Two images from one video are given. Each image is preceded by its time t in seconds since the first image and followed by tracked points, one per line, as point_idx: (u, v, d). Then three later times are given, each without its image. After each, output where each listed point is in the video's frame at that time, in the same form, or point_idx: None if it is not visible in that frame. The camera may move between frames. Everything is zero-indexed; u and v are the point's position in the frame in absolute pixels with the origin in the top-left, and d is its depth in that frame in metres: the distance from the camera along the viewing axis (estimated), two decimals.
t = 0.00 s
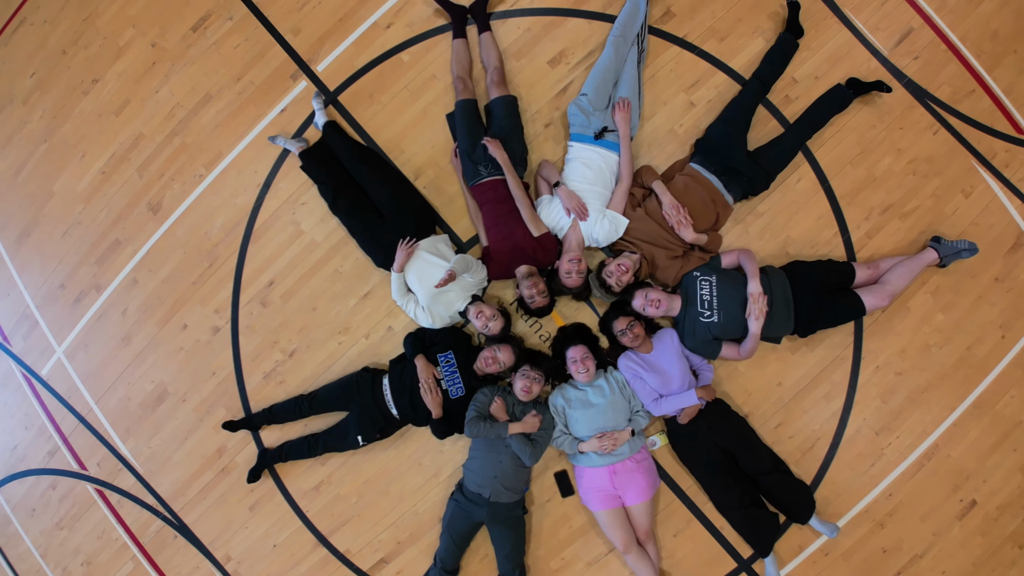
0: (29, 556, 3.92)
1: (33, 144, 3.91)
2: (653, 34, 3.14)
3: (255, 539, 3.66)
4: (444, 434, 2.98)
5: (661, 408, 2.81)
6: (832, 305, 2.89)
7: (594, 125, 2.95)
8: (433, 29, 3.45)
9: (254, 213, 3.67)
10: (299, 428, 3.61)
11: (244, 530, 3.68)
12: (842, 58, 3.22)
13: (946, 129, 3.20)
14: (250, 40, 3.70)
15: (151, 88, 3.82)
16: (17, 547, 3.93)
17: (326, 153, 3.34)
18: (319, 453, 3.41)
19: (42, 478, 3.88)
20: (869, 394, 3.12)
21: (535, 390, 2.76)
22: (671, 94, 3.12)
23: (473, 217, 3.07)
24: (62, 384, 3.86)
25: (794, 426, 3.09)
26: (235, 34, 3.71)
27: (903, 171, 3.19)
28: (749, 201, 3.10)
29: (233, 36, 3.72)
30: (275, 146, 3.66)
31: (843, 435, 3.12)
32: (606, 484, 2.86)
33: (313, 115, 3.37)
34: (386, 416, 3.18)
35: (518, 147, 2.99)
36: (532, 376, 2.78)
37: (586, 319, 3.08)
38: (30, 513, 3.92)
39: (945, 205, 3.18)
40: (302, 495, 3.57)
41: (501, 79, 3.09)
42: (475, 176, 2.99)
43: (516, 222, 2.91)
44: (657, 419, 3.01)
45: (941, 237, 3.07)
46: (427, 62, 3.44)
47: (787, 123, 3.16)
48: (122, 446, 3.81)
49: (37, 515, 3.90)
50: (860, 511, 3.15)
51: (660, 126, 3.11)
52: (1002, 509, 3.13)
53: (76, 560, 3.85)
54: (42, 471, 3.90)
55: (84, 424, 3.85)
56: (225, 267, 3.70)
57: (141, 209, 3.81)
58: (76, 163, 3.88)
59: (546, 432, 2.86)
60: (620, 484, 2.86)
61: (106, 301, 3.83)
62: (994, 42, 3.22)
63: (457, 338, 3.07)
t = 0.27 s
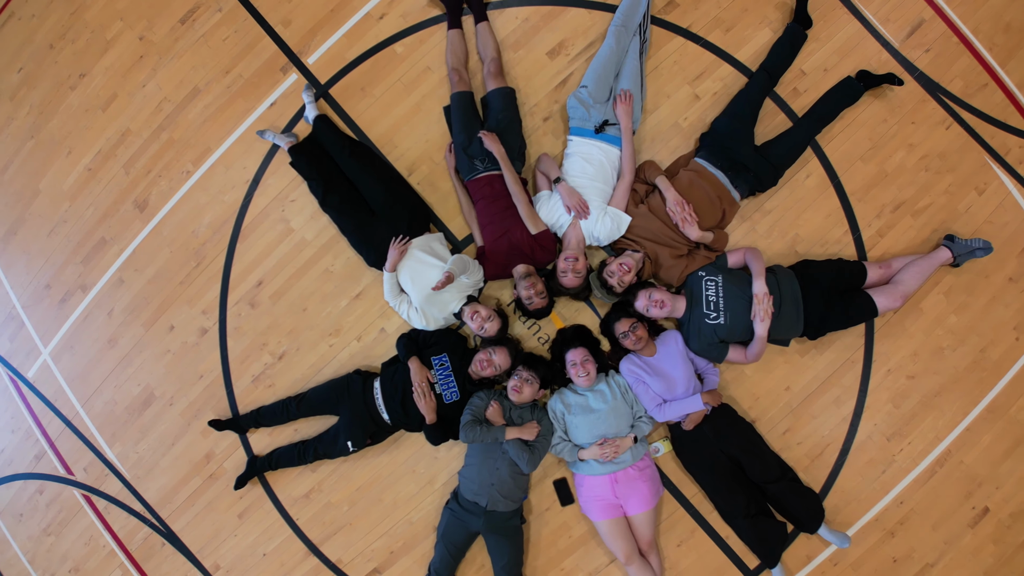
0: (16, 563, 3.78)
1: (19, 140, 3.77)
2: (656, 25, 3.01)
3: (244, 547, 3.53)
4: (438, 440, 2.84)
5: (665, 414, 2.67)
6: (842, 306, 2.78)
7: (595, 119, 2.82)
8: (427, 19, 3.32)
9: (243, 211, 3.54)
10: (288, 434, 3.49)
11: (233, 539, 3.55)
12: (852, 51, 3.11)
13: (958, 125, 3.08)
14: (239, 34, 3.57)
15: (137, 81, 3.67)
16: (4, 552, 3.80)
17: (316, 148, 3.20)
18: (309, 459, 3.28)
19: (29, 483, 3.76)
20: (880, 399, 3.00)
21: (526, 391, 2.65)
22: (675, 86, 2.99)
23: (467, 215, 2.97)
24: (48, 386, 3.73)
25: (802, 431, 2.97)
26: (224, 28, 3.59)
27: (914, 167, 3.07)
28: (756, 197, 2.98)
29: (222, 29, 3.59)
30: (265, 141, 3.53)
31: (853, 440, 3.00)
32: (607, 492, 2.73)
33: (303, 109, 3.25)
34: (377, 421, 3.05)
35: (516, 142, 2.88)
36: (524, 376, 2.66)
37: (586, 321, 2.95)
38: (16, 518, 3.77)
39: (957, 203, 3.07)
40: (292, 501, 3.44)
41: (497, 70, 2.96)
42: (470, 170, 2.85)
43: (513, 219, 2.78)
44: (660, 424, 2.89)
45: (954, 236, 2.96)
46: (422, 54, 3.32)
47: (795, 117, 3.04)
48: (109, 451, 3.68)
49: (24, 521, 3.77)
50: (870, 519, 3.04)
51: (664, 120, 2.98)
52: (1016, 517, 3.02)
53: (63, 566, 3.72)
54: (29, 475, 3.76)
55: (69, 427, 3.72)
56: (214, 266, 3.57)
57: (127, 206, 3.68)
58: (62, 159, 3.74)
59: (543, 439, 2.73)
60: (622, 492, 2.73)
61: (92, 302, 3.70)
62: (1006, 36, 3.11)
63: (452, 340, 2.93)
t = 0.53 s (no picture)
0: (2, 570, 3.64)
1: (5, 137, 3.64)
2: (659, 14, 2.88)
3: (232, 556, 3.40)
4: (432, 448, 2.71)
5: (669, 420, 2.55)
6: (854, 306, 2.66)
7: (596, 111, 2.70)
8: (421, 9, 3.20)
9: (231, 208, 3.41)
10: (278, 439, 3.36)
11: (221, 547, 3.42)
12: (862, 43, 2.99)
13: (972, 119, 2.96)
14: (227, 25, 3.45)
15: (123, 74, 3.54)
16: None
17: (305, 142, 3.07)
18: (298, 467, 3.15)
19: (15, 487, 3.62)
20: (891, 404, 2.89)
21: (523, 396, 2.53)
22: (679, 77, 2.87)
23: (461, 213, 2.84)
24: (34, 390, 3.60)
25: (811, 437, 2.85)
26: (212, 20, 3.46)
27: (926, 163, 2.96)
28: (762, 194, 2.86)
29: (210, 20, 3.46)
30: (253, 135, 3.40)
31: (864, 446, 2.88)
32: (608, 502, 2.60)
33: (292, 102, 3.12)
34: (368, 427, 2.92)
35: (513, 136, 2.75)
36: (521, 381, 2.54)
37: (586, 323, 2.82)
38: (3, 523, 3.64)
39: (971, 201, 2.95)
40: (281, 509, 3.31)
41: (493, 61, 2.84)
42: (466, 165, 2.72)
43: (510, 216, 2.65)
44: (664, 431, 2.76)
45: (969, 234, 2.84)
46: (416, 45, 3.18)
47: (804, 111, 2.92)
48: (95, 456, 3.55)
49: (11, 527, 3.63)
50: (881, 528, 2.92)
51: (667, 113, 2.85)
52: None
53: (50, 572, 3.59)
54: (15, 480, 3.62)
55: (54, 431, 3.59)
56: (201, 266, 3.44)
57: (113, 204, 3.54)
58: (48, 156, 3.61)
59: (542, 446, 2.60)
60: (624, 502, 2.59)
61: (77, 302, 3.57)
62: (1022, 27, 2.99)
63: (446, 343, 2.81)
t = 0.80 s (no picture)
0: None
1: None
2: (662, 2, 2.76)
3: (219, 566, 3.27)
4: (426, 455, 2.59)
5: (674, 427, 2.42)
6: (866, 308, 2.54)
7: (596, 103, 2.56)
8: None
9: (218, 205, 3.29)
10: (266, 445, 3.23)
11: (208, 556, 3.30)
12: (873, 34, 2.87)
13: (986, 113, 2.85)
14: (215, 16, 3.32)
15: (108, 67, 3.41)
16: None
17: (293, 136, 2.94)
18: (287, 474, 3.03)
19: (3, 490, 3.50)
20: (904, 408, 2.77)
21: (519, 401, 2.42)
22: (683, 68, 2.75)
23: (456, 209, 2.71)
24: (19, 392, 3.47)
25: (821, 443, 2.74)
26: (199, 10, 3.34)
27: (939, 159, 2.84)
28: (770, 190, 2.74)
29: (197, 12, 3.34)
30: (240, 130, 3.27)
31: (875, 453, 2.77)
32: (609, 512, 2.47)
33: (281, 95, 2.99)
34: (359, 432, 2.80)
35: (510, 129, 2.63)
36: (518, 384, 2.43)
37: (587, 324, 2.69)
38: None
39: (985, 198, 2.84)
40: (270, 517, 3.19)
41: (490, 52, 2.71)
42: (462, 160, 2.61)
43: (507, 213, 2.53)
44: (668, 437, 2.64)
45: (984, 232, 2.72)
46: (409, 35, 3.05)
47: (813, 104, 2.81)
48: (80, 461, 3.42)
49: None
50: (892, 537, 2.80)
51: (671, 105, 2.73)
52: None
53: None
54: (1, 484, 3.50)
55: (41, 433, 3.46)
56: (187, 265, 3.31)
57: (97, 201, 3.41)
58: (32, 152, 3.47)
59: (540, 454, 2.47)
60: (626, 512, 2.46)
61: (62, 303, 3.44)
62: None
63: (440, 345, 2.69)
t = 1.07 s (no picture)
0: None
1: None
2: None
3: None
4: (419, 462, 2.47)
5: (679, 434, 2.30)
6: (880, 308, 2.43)
7: (598, 93, 2.43)
8: None
9: (204, 202, 3.16)
10: (255, 451, 3.11)
11: (195, 565, 3.17)
12: (885, 23, 2.75)
13: (1002, 105, 2.73)
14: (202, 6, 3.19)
15: (93, 59, 3.28)
16: None
17: (281, 129, 2.81)
18: (275, 481, 2.90)
19: None
20: (917, 412, 2.66)
21: (520, 408, 2.29)
22: (688, 58, 2.62)
23: (451, 205, 2.58)
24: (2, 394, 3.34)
25: (832, 449, 2.63)
26: None
27: (953, 153, 2.73)
28: (779, 185, 2.63)
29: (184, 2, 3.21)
30: (227, 124, 3.14)
31: (888, 459, 2.65)
32: (611, 523, 2.35)
33: (269, 86, 2.86)
34: (349, 439, 2.68)
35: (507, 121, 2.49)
36: (518, 390, 2.31)
37: (587, 326, 2.57)
38: None
39: (1001, 194, 2.72)
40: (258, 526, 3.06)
41: (486, 41, 2.58)
42: (456, 154, 2.48)
43: (504, 209, 2.40)
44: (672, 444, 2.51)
45: (1000, 230, 2.61)
46: (402, 24, 2.91)
47: (824, 95, 2.69)
48: (65, 466, 3.29)
49: None
50: (905, 547, 2.69)
51: (676, 96, 2.61)
52: None
53: None
54: None
55: (26, 437, 3.33)
56: (173, 264, 3.19)
57: (82, 198, 3.29)
58: (17, 148, 3.34)
59: (538, 462, 2.35)
60: (628, 522, 2.34)
61: (46, 304, 3.31)
62: None
63: (435, 347, 2.56)
